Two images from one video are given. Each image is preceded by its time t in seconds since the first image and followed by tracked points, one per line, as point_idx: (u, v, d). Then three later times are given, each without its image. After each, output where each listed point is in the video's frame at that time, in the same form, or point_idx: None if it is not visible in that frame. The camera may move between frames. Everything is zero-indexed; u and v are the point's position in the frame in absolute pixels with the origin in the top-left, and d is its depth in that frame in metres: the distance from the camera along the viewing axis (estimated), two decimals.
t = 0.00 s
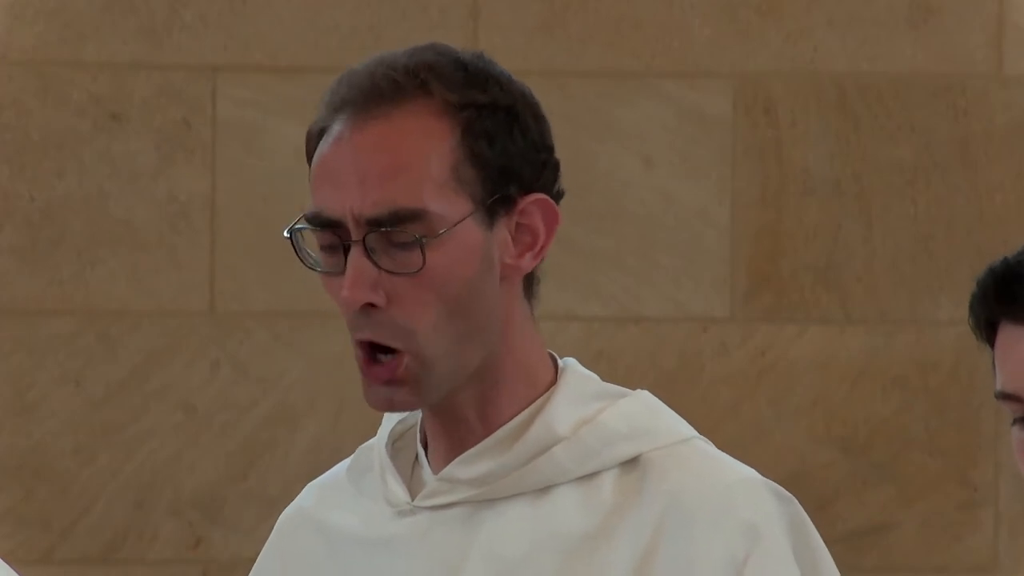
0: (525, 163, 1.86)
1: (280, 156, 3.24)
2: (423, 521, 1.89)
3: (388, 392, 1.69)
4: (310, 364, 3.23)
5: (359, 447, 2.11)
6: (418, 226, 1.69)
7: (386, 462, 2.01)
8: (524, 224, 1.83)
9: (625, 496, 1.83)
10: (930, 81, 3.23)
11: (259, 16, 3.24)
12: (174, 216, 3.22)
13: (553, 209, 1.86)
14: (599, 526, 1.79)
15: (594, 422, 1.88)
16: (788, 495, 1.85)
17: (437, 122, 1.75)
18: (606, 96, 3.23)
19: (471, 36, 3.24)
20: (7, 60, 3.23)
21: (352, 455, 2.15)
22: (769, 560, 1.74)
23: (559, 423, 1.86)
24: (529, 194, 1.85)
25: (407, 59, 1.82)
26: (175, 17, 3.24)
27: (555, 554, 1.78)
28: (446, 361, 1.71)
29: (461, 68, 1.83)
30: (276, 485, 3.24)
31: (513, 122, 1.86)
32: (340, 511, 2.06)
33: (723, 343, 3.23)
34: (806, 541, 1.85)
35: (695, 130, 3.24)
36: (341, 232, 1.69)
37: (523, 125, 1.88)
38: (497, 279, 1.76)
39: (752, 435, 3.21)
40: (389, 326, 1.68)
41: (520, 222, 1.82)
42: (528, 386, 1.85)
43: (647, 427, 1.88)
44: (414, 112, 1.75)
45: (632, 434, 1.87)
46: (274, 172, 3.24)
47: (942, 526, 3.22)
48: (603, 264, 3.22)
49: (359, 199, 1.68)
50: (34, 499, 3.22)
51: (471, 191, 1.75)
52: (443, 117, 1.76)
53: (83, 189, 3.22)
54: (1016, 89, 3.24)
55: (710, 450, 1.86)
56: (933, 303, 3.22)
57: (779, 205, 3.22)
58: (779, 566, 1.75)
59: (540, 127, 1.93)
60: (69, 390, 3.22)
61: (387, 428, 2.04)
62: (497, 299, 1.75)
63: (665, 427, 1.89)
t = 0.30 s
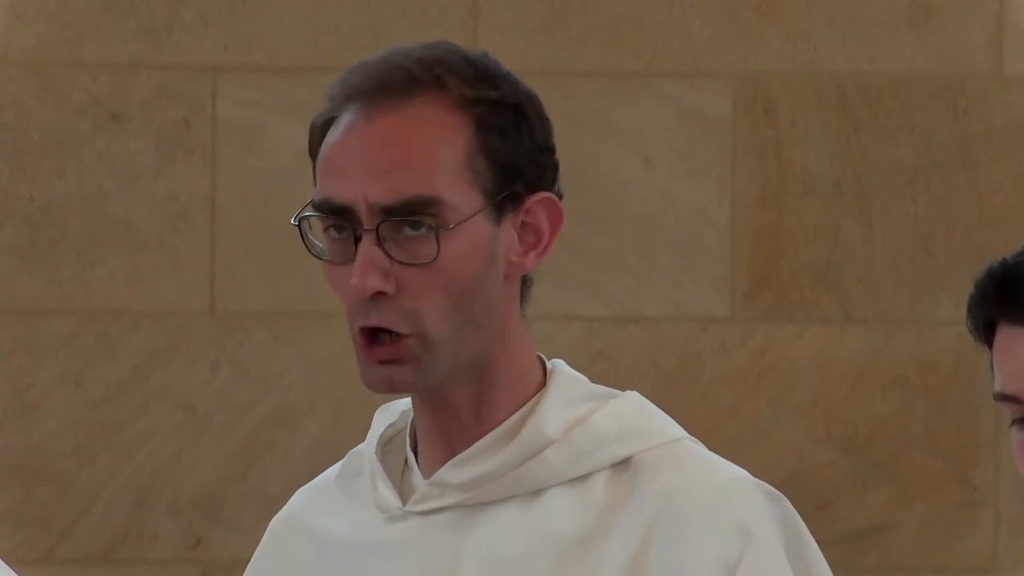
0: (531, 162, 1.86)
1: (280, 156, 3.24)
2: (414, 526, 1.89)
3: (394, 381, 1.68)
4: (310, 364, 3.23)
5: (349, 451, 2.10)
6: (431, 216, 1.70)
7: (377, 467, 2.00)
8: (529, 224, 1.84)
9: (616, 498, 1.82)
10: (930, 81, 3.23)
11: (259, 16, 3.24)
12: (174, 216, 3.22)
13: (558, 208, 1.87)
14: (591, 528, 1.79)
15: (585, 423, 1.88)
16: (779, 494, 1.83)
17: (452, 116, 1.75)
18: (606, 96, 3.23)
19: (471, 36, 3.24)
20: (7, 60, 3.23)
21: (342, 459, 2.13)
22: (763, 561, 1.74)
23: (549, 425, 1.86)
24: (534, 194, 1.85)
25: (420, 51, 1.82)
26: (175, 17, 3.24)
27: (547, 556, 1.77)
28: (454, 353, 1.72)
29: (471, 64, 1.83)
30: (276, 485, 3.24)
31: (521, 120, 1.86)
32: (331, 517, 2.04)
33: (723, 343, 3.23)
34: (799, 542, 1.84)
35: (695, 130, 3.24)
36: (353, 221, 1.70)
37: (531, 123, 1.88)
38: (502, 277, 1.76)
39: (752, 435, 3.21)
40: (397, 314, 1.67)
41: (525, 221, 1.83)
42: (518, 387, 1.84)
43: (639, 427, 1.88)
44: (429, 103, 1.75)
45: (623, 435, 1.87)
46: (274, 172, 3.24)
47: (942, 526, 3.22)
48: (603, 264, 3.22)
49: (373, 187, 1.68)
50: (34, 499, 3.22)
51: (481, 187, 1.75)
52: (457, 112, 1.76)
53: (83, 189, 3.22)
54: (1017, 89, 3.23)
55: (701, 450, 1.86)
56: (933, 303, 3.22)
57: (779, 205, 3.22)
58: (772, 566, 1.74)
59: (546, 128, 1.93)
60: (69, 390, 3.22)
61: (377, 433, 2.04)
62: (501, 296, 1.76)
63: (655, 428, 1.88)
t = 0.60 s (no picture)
0: (532, 162, 1.86)
1: (280, 156, 3.24)
2: (410, 529, 1.88)
3: (397, 371, 1.68)
4: (310, 364, 3.23)
5: (341, 456, 2.08)
6: (437, 208, 1.70)
7: (371, 471, 1.98)
8: (529, 221, 1.84)
9: (614, 501, 1.82)
10: (930, 81, 3.23)
11: (259, 16, 3.24)
12: (174, 216, 3.22)
13: (558, 206, 1.88)
14: (589, 530, 1.79)
15: (582, 425, 1.88)
16: (775, 496, 1.83)
17: (457, 111, 1.76)
18: (606, 96, 3.23)
19: (471, 36, 3.24)
20: (8, 60, 3.23)
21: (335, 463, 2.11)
22: (763, 561, 1.74)
23: (544, 427, 1.86)
24: (535, 191, 1.86)
25: (423, 48, 1.83)
26: (175, 17, 3.24)
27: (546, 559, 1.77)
28: (458, 345, 1.71)
29: (474, 62, 1.84)
30: (276, 485, 3.23)
31: (523, 118, 1.87)
32: (326, 522, 2.03)
33: (723, 343, 3.23)
34: (796, 543, 1.84)
35: (695, 130, 3.24)
36: (358, 211, 1.70)
37: (531, 121, 1.89)
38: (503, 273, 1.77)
39: (752, 435, 3.21)
40: (403, 305, 1.67)
41: (526, 218, 1.84)
42: (513, 390, 1.84)
43: (635, 429, 1.88)
44: (435, 97, 1.75)
45: (618, 436, 1.87)
46: (274, 172, 3.24)
47: (942, 526, 3.22)
48: (603, 264, 3.22)
49: (380, 180, 1.69)
50: (34, 499, 3.22)
51: (485, 182, 1.76)
52: (463, 107, 1.77)
53: (83, 189, 3.22)
54: (1017, 89, 3.23)
55: (697, 453, 1.86)
56: (933, 303, 3.22)
57: (779, 205, 3.22)
58: (771, 567, 1.75)
59: (545, 128, 1.94)
60: (69, 390, 3.22)
61: (370, 436, 2.02)
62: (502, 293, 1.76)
63: (650, 430, 1.88)
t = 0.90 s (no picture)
0: (535, 157, 1.86)
1: (279, 156, 3.24)
2: (407, 528, 1.87)
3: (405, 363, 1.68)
4: (310, 364, 3.23)
5: (341, 454, 2.08)
6: (445, 199, 1.71)
7: (370, 470, 1.98)
8: (532, 216, 1.84)
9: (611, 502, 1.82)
10: (930, 81, 3.23)
11: (259, 16, 3.24)
12: (174, 216, 3.22)
13: (561, 201, 1.88)
14: (587, 529, 1.79)
15: (580, 427, 1.87)
16: (774, 499, 1.83)
17: (462, 104, 1.76)
18: (606, 96, 3.23)
19: (471, 37, 3.24)
20: (7, 60, 3.23)
21: (335, 462, 2.12)
22: (760, 562, 1.75)
23: (542, 428, 1.85)
24: (538, 185, 1.86)
25: (426, 43, 1.83)
26: (175, 17, 3.24)
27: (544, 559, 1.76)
28: (465, 335, 1.71)
29: (476, 57, 1.84)
30: (276, 485, 3.23)
31: (526, 113, 1.87)
32: (324, 521, 2.03)
33: (723, 343, 3.23)
34: (793, 544, 1.84)
35: (695, 130, 3.24)
36: (365, 203, 1.70)
37: (534, 115, 1.89)
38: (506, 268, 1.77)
39: (752, 435, 3.21)
40: (412, 295, 1.67)
41: (529, 213, 1.84)
42: (514, 388, 1.84)
43: (634, 430, 1.88)
44: (440, 90, 1.76)
45: (617, 437, 1.87)
46: (274, 172, 3.24)
47: (942, 526, 3.22)
48: (603, 263, 3.22)
49: (388, 170, 1.69)
50: (34, 499, 3.22)
51: (491, 174, 1.76)
52: (468, 100, 1.77)
53: (83, 189, 3.22)
54: (1016, 89, 3.23)
55: (696, 455, 1.86)
56: (933, 303, 3.22)
57: (779, 205, 3.22)
58: (769, 568, 1.75)
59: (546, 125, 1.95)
60: (69, 390, 3.22)
61: (369, 435, 2.02)
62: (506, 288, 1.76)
63: (649, 431, 1.88)
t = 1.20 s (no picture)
0: (534, 152, 1.87)
1: (279, 156, 3.24)
2: (402, 523, 1.87)
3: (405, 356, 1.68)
4: (310, 364, 3.23)
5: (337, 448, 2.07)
6: (445, 192, 1.71)
7: (367, 465, 1.98)
8: (530, 212, 1.85)
9: (605, 500, 1.81)
10: (930, 81, 3.23)
11: (259, 16, 3.24)
12: (174, 216, 3.22)
13: (559, 197, 1.88)
14: (581, 527, 1.79)
15: (574, 424, 1.87)
16: (768, 498, 1.83)
17: (462, 98, 1.77)
18: (606, 96, 3.23)
19: (471, 37, 3.24)
20: (7, 60, 3.24)
21: (330, 456, 2.10)
22: (752, 562, 1.74)
23: (537, 425, 1.85)
24: (536, 181, 1.87)
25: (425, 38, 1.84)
26: (175, 17, 3.24)
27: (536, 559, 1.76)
28: (464, 329, 1.72)
29: (474, 50, 1.84)
30: (276, 485, 3.23)
31: (526, 107, 1.87)
32: (319, 515, 2.02)
33: (723, 343, 3.23)
34: (787, 543, 1.84)
35: (695, 130, 3.24)
36: (364, 197, 1.70)
37: (533, 110, 1.89)
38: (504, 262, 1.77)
39: (752, 435, 3.21)
40: (411, 290, 1.67)
41: (528, 208, 1.84)
42: (511, 385, 1.84)
43: (631, 429, 1.87)
44: (440, 83, 1.76)
45: (612, 435, 1.86)
46: (273, 172, 3.24)
47: (942, 526, 3.22)
48: (603, 264, 3.22)
49: (389, 164, 1.69)
50: (34, 499, 3.22)
51: (489, 168, 1.77)
52: (467, 94, 1.78)
53: (83, 189, 3.22)
54: (1017, 89, 3.23)
55: (691, 453, 1.85)
56: (933, 303, 3.22)
57: (779, 205, 3.22)
58: (760, 569, 1.75)
59: (543, 119, 1.95)
60: (69, 390, 3.22)
61: (367, 430, 2.02)
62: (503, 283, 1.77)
63: (644, 427, 1.87)
